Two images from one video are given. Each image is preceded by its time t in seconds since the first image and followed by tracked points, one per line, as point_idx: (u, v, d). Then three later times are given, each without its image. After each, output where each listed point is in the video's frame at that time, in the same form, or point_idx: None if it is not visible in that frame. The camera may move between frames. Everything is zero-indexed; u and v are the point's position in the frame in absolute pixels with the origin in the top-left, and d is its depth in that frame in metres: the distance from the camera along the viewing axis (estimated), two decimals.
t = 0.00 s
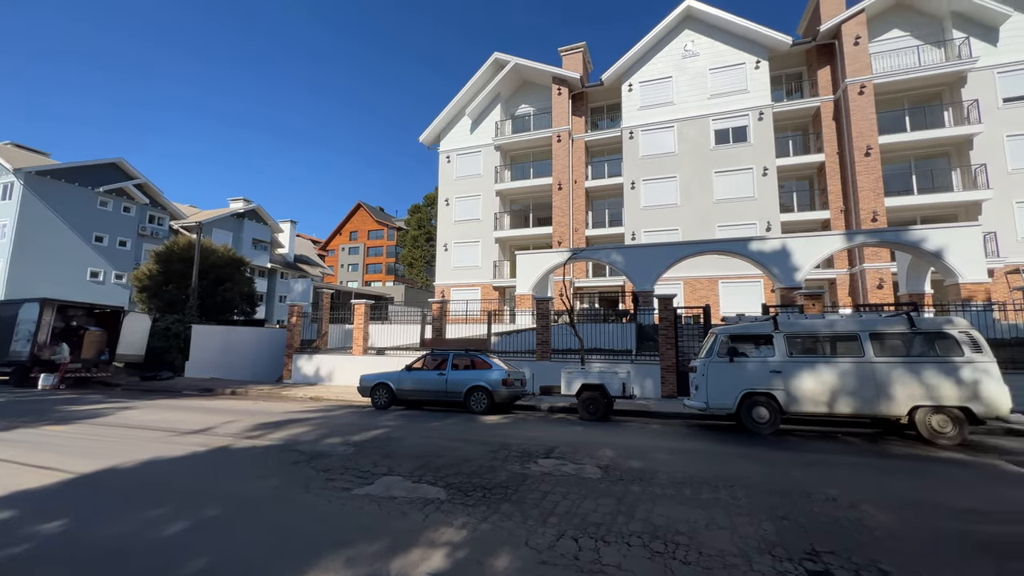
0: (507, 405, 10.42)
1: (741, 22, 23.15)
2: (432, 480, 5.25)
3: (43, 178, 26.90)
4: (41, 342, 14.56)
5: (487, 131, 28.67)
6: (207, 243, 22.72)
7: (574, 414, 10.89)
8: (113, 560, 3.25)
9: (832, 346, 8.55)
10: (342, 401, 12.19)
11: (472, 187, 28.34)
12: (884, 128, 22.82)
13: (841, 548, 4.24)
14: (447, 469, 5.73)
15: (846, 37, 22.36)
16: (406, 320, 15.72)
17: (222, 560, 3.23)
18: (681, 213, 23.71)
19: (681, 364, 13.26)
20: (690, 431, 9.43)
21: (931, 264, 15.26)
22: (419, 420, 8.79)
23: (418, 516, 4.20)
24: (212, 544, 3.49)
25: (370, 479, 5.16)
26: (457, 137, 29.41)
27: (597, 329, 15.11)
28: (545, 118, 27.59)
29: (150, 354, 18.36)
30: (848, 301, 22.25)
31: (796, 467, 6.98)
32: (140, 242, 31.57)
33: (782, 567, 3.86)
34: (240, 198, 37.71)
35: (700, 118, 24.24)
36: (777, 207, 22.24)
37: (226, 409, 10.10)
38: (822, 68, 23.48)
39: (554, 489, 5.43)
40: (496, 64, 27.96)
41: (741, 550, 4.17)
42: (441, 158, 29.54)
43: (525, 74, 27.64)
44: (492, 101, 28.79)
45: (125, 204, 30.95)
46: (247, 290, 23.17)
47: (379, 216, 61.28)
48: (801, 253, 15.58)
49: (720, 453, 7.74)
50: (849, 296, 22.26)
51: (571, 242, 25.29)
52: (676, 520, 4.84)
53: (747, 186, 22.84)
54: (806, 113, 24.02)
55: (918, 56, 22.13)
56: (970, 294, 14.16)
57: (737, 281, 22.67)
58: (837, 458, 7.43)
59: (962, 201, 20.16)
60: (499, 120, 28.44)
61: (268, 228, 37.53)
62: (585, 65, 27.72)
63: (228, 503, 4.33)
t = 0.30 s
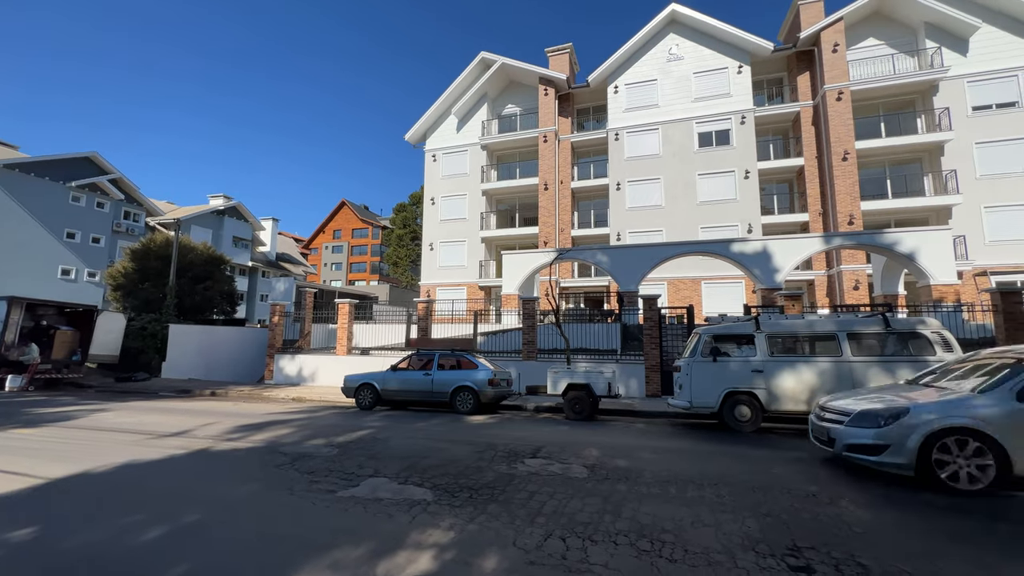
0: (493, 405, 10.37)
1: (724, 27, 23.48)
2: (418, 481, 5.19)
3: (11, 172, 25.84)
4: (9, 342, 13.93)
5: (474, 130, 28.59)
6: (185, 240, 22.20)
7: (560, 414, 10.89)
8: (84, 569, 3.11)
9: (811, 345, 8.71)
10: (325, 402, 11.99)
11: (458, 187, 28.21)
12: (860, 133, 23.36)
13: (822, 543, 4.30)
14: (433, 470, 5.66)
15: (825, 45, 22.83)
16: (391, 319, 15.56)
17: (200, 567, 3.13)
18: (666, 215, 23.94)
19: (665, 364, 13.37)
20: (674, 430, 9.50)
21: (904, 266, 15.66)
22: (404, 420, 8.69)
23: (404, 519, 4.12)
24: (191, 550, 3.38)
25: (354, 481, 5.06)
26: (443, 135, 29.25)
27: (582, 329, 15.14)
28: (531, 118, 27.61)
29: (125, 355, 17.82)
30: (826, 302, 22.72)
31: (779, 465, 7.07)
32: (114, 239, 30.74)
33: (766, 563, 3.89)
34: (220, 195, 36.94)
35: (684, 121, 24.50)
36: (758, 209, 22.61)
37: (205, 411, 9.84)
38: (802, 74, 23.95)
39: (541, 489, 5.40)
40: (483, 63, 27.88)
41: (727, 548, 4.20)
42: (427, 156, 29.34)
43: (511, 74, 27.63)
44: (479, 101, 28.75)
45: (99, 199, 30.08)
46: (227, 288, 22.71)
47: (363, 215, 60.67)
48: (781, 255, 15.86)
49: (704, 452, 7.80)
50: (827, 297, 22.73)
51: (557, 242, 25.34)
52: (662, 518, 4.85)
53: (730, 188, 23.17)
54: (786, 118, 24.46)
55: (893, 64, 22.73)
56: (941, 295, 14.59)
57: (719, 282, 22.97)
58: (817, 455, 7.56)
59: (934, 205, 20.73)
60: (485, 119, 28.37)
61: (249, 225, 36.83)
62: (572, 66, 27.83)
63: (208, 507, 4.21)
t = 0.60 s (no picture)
0: (480, 405, 10.31)
1: (709, 31, 23.76)
2: (405, 482, 5.11)
3: None
4: None
5: (461, 129, 28.50)
6: (164, 237, 21.72)
7: (547, 414, 10.88)
8: None
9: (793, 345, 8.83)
10: (309, 403, 11.80)
11: (445, 186, 28.08)
12: (839, 138, 23.84)
13: (804, 539, 4.34)
14: (420, 471, 5.59)
15: (805, 51, 23.23)
16: (377, 319, 15.40)
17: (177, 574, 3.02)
18: (651, 215, 24.14)
19: (651, 363, 13.46)
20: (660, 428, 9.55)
21: (880, 268, 16.00)
22: (390, 421, 8.58)
23: (391, 520, 4.06)
24: (170, 556, 3.27)
25: (340, 483, 4.97)
26: (430, 134, 29.09)
27: (569, 328, 15.16)
28: (519, 118, 27.59)
29: (100, 355, 17.28)
30: (806, 302, 23.14)
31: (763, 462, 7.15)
32: (89, 236, 29.91)
33: (751, 560, 3.91)
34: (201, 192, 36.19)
35: (669, 123, 24.73)
36: (741, 211, 22.92)
37: (185, 413, 9.60)
38: (784, 79, 24.34)
39: (529, 488, 5.37)
40: (470, 62, 27.79)
41: (712, 545, 4.21)
42: (414, 155, 29.13)
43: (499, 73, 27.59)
44: (466, 100, 28.67)
45: (72, 195, 29.24)
46: (208, 287, 22.27)
47: (349, 213, 60.06)
48: (764, 255, 16.08)
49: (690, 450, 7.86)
50: (807, 298, 23.16)
51: (544, 242, 25.35)
52: (648, 516, 4.86)
53: (714, 190, 23.45)
54: (769, 121, 24.83)
55: (871, 71, 23.25)
56: (916, 296, 14.92)
57: (703, 282, 23.23)
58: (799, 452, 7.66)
59: (909, 209, 21.25)
60: (472, 118, 28.27)
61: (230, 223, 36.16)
62: (559, 67, 27.90)
63: (188, 512, 4.09)
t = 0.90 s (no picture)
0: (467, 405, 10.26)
1: (695, 35, 24.02)
2: (391, 484, 5.04)
3: None
4: None
5: (448, 128, 28.39)
6: (142, 235, 21.23)
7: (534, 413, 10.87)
8: None
9: (775, 344, 8.92)
10: (293, 404, 11.62)
11: (432, 185, 27.94)
12: (821, 142, 24.29)
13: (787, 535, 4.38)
14: (407, 472, 5.52)
15: (788, 56, 23.63)
16: (362, 318, 15.26)
17: None
18: (638, 216, 24.30)
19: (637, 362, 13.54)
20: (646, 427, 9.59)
21: (860, 270, 16.31)
22: (376, 422, 8.48)
23: (377, 522, 4.00)
24: (148, 561, 3.17)
25: (324, 484, 4.89)
26: (417, 133, 28.92)
27: (556, 328, 15.17)
28: (506, 118, 27.58)
29: (75, 355, 16.73)
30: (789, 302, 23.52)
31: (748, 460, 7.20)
32: (63, 233, 29.12)
33: (736, 557, 3.94)
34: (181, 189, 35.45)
35: (656, 125, 24.93)
36: (725, 212, 23.19)
37: (164, 414, 9.37)
38: (767, 83, 24.70)
39: (516, 488, 5.34)
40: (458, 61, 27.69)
41: (698, 543, 4.23)
42: (400, 154, 28.92)
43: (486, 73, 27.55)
44: (453, 99, 28.56)
45: (46, 190, 28.42)
46: (188, 286, 21.82)
47: (334, 212, 59.45)
48: (747, 257, 16.28)
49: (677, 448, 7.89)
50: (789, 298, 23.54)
51: (531, 242, 25.36)
52: (635, 515, 4.87)
53: (698, 192, 23.71)
54: (752, 125, 25.19)
55: (851, 77, 23.72)
56: (893, 297, 15.24)
57: (688, 283, 23.46)
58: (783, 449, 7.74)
59: (887, 212, 21.73)
60: (460, 117, 28.18)
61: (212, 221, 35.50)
62: (547, 67, 27.96)
63: (166, 515, 3.98)
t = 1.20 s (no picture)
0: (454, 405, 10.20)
1: (681, 38, 24.24)
2: (377, 485, 4.98)
3: None
4: None
5: (436, 127, 28.25)
6: (120, 232, 20.72)
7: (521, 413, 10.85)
8: None
9: (759, 344, 9.03)
10: (277, 405, 11.43)
11: (420, 184, 27.77)
12: (804, 146, 24.70)
13: (771, 532, 4.42)
14: (393, 473, 5.46)
15: (772, 61, 23.98)
16: (349, 318, 15.10)
17: None
18: (625, 217, 24.45)
19: (624, 363, 13.62)
20: (633, 427, 9.62)
21: (840, 272, 16.60)
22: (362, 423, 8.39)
23: (363, 524, 3.94)
24: (123, 568, 3.06)
25: (309, 487, 4.80)
26: (405, 131, 28.72)
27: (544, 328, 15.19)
28: (495, 117, 27.54)
29: (49, 356, 16.24)
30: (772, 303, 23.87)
31: (733, 459, 7.26)
32: (36, 229, 28.28)
33: (721, 554, 3.96)
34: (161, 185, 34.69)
35: (643, 127, 25.11)
36: (710, 214, 23.43)
37: (142, 417, 9.14)
38: (751, 88, 25.02)
39: (504, 489, 5.32)
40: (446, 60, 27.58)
41: (684, 541, 4.24)
42: (388, 152, 28.69)
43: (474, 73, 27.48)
44: (441, 98, 28.41)
45: (19, 185, 27.55)
46: (168, 284, 21.37)
47: (320, 210, 58.83)
48: (732, 258, 16.46)
49: (664, 448, 7.93)
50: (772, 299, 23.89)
51: (519, 243, 25.35)
52: (622, 514, 4.87)
53: (684, 194, 23.94)
54: (737, 128, 25.51)
55: (832, 83, 24.15)
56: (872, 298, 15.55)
57: (674, 283, 23.67)
58: (767, 448, 7.84)
59: (867, 215, 22.17)
60: (448, 116, 28.07)
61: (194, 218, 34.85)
62: (536, 68, 27.99)
63: (144, 520, 3.86)
